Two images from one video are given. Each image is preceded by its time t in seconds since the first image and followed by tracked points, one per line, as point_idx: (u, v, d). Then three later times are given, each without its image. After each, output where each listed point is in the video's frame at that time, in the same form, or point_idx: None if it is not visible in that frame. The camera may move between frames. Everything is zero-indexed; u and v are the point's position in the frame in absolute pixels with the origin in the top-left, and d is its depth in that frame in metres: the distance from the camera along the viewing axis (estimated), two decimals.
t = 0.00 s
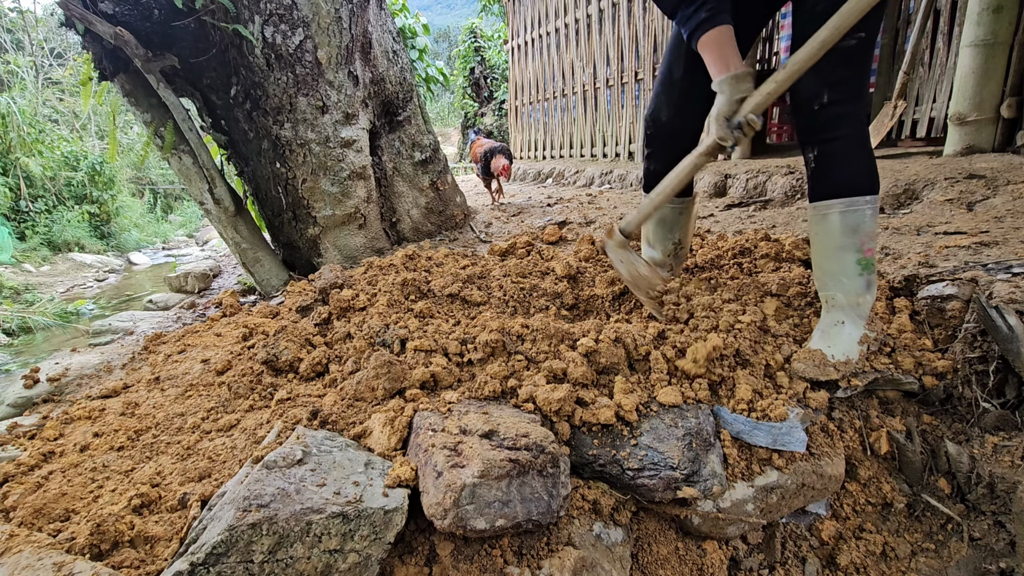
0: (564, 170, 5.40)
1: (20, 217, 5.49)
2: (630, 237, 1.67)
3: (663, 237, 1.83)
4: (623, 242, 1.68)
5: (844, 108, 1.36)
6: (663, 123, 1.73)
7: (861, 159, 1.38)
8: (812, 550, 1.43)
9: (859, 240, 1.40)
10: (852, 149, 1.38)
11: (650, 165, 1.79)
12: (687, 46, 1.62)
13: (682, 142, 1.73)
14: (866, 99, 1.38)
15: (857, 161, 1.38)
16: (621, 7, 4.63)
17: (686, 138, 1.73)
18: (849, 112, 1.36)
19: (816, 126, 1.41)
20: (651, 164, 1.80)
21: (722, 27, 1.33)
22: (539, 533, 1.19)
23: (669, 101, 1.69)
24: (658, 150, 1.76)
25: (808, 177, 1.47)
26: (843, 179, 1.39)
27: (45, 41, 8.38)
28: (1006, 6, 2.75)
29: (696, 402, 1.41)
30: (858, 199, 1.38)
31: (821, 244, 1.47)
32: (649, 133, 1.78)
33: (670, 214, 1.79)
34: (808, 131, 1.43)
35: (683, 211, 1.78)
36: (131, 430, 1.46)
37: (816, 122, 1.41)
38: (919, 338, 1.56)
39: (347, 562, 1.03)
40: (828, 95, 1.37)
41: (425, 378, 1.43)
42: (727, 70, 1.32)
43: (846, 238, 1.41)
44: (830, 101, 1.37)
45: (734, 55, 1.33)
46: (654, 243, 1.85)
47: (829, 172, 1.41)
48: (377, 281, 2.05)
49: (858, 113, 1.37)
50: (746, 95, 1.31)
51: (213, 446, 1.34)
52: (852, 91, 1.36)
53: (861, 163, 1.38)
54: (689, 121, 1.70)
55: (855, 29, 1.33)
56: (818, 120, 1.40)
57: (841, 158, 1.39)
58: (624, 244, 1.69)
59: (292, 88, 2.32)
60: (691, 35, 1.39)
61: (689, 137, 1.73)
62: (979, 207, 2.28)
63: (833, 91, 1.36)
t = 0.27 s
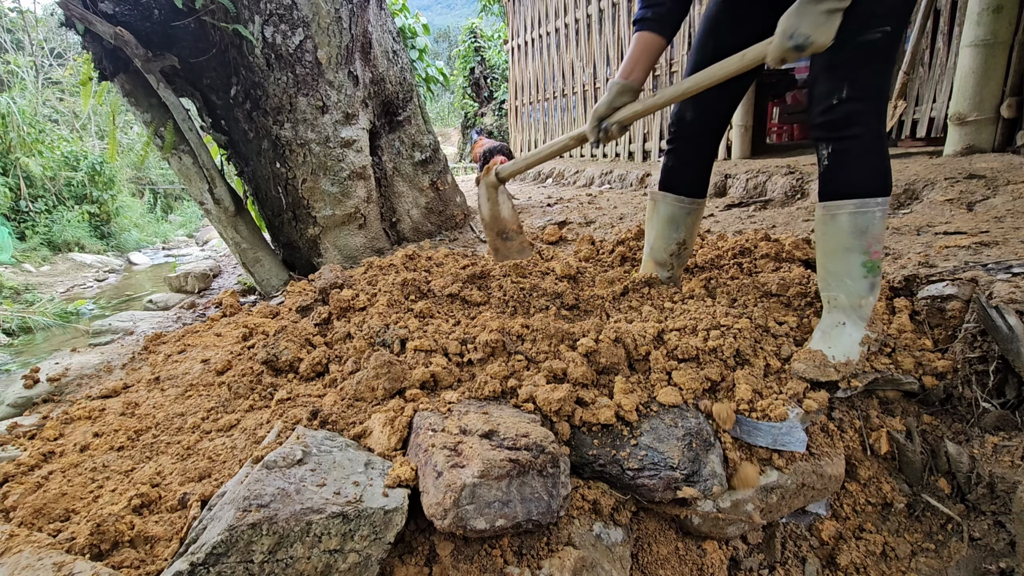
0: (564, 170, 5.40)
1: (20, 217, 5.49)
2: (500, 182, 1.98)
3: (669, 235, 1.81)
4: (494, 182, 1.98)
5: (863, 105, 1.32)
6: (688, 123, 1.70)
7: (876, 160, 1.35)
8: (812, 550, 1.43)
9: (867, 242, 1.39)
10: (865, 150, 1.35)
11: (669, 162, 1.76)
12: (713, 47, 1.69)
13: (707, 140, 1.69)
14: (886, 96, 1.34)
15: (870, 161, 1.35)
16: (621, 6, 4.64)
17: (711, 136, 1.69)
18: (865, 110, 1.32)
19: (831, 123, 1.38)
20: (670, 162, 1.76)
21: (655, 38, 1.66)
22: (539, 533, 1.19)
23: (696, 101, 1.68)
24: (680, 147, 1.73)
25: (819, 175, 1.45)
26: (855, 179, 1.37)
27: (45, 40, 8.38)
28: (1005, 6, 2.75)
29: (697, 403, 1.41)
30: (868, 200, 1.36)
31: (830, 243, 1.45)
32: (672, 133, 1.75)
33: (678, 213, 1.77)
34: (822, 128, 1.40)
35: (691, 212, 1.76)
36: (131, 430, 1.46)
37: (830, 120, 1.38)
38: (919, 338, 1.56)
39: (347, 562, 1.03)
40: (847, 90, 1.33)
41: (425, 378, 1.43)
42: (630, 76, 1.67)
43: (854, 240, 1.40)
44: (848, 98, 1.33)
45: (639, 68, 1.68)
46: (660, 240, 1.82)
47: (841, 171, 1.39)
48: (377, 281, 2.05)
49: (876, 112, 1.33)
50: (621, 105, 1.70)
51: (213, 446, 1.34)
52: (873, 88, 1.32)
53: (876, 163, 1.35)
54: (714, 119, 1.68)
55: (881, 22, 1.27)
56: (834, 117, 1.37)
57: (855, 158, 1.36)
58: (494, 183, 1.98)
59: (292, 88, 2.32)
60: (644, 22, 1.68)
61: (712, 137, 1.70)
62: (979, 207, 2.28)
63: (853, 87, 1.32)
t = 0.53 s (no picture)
0: (564, 170, 5.40)
1: (20, 217, 5.49)
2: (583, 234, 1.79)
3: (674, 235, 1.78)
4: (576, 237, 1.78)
5: (872, 105, 1.35)
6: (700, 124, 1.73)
7: (883, 160, 1.36)
8: (812, 550, 1.43)
9: (870, 242, 1.39)
10: (872, 150, 1.36)
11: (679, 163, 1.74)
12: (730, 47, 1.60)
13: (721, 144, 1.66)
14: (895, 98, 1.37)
15: (877, 162, 1.36)
16: (621, 6, 4.63)
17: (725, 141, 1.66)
18: (874, 109, 1.35)
19: (840, 121, 1.40)
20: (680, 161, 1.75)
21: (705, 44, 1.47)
22: (539, 533, 1.19)
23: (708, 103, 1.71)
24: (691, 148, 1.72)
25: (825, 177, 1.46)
26: (861, 179, 1.38)
27: (45, 41, 8.38)
28: (1005, 6, 2.75)
29: (696, 403, 1.41)
30: (873, 201, 1.37)
31: (832, 242, 1.45)
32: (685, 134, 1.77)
33: (684, 214, 1.74)
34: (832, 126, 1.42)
35: (697, 215, 1.74)
36: (131, 430, 1.46)
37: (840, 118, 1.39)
38: (919, 338, 1.56)
39: (347, 562, 1.03)
40: (858, 88, 1.36)
41: (424, 378, 1.43)
42: (695, 92, 1.48)
43: (858, 240, 1.40)
44: (859, 96, 1.36)
45: (705, 78, 1.48)
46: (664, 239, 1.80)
47: (848, 170, 1.40)
48: (377, 281, 2.05)
49: (884, 112, 1.35)
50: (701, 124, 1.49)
51: (213, 446, 1.34)
52: (882, 88, 1.35)
53: (883, 163, 1.36)
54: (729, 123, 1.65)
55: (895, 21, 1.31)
56: (843, 115, 1.39)
57: (862, 157, 1.38)
58: (578, 238, 1.79)
59: (292, 88, 2.32)
60: (682, 36, 1.51)
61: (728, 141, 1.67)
62: (979, 207, 2.28)
63: (863, 86, 1.35)
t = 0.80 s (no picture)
0: (564, 170, 5.40)
1: (20, 217, 5.49)
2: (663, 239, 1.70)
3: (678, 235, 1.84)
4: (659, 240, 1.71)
5: (873, 105, 1.35)
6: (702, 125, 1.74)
7: (883, 160, 1.36)
8: (812, 550, 1.43)
9: (870, 243, 1.39)
10: (872, 150, 1.36)
11: (681, 161, 1.79)
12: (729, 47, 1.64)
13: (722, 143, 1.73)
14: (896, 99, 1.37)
15: (877, 163, 1.36)
16: (621, 6, 4.64)
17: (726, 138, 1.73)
18: (874, 110, 1.34)
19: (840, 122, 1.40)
20: (683, 164, 1.79)
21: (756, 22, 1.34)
22: (539, 533, 1.19)
23: (709, 103, 1.72)
24: (693, 151, 1.76)
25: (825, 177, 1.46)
26: (862, 179, 1.37)
27: (45, 41, 8.39)
28: (1005, 6, 2.75)
29: (696, 403, 1.42)
30: (873, 201, 1.37)
31: (832, 242, 1.45)
32: (687, 136, 1.79)
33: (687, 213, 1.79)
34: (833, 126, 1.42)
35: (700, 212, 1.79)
36: (131, 430, 1.46)
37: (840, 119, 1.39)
38: (919, 338, 1.56)
39: (347, 562, 1.03)
40: (858, 89, 1.36)
41: (424, 378, 1.43)
42: (762, 70, 1.35)
43: (858, 240, 1.40)
44: (859, 96, 1.36)
45: (768, 52, 1.35)
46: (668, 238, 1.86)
47: (848, 170, 1.39)
48: (377, 281, 2.05)
49: (885, 112, 1.35)
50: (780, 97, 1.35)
51: (213, 446, 1.34)
52: (883, 88, 1.34)
53: (883, 164, 1.36)
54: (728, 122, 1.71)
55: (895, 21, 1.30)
56: (843, 116, 1.39)
57: (862, 157, 1.37)
58: (659, 244, 1.71)
59: (292, 88, 2.32)
60: (721, 25, 1.39)
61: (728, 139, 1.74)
62: (979, 207, 2.28)
63: (864, 86, 1.35)
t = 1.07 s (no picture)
0: (564, 170, 5.40)
1: (20, 217, 5.49)
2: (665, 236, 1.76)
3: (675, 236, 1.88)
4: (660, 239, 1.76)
5: (855, 107, 1.35)
6: (677, 124, 1.75)
7: (871, 161, 1.37)
8: (812, 550, 1.43)
9: (865, 241, 1.40)
10: (859, 152, 1.37)
11: (661, 163, 1.81)
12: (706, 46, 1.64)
13: (700, 143, 1.75)
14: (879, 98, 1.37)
15: (865, 164, 1.37)
16: (621, 6, 4.63)
17: (703, 138, 1.75)
18: (857, 113, 1.35)
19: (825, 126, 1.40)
20: (661, 164, 1.81)
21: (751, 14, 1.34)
22: (539, 533, 1.19)
23: (685, 102, 1.72)
24: (670, 150, 1.78)
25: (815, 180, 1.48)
26: (852, 180, 1.38)
27: (45, 41, 8.39)
28: (1005, 6, 2.75)
29: (696, 403, 1.42)
30: (863, 202, 1.38)
31: (826, 243, 1.46)
32: (663, 134, 1.80)
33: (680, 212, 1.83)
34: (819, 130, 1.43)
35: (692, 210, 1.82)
36: (131, 430, 1.46)
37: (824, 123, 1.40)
38: (919, 338, 1.56)
39: (347, 562, 1.03)
40: (839, 92, 1.36)
41: (424, 378, 1.43)
42: (753, 58, 1.35)
43: (853, 240, 1.41)
44: (841, 100, 1.36)
45: (759, 41, 1.34)
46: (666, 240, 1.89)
47: (837, 174, 1.41)
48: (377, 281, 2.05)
49: (869, 113, 1.36)
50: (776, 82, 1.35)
51: (213, 446, 1.34)
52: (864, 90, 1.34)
53: (872, 163, 1.37)
54: (705, 121, 1.73)
55: (870, 24, 1.31)
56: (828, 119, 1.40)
57: (851, 159, 1.38)
58: (662, 241, 1.77)
59: (292, 88, 2.32)
60: (711, 23, 1.39)
61: (706, 138, 1.75)
62: (979, 207, 2.28)
63: (845, 90, 1.35)
